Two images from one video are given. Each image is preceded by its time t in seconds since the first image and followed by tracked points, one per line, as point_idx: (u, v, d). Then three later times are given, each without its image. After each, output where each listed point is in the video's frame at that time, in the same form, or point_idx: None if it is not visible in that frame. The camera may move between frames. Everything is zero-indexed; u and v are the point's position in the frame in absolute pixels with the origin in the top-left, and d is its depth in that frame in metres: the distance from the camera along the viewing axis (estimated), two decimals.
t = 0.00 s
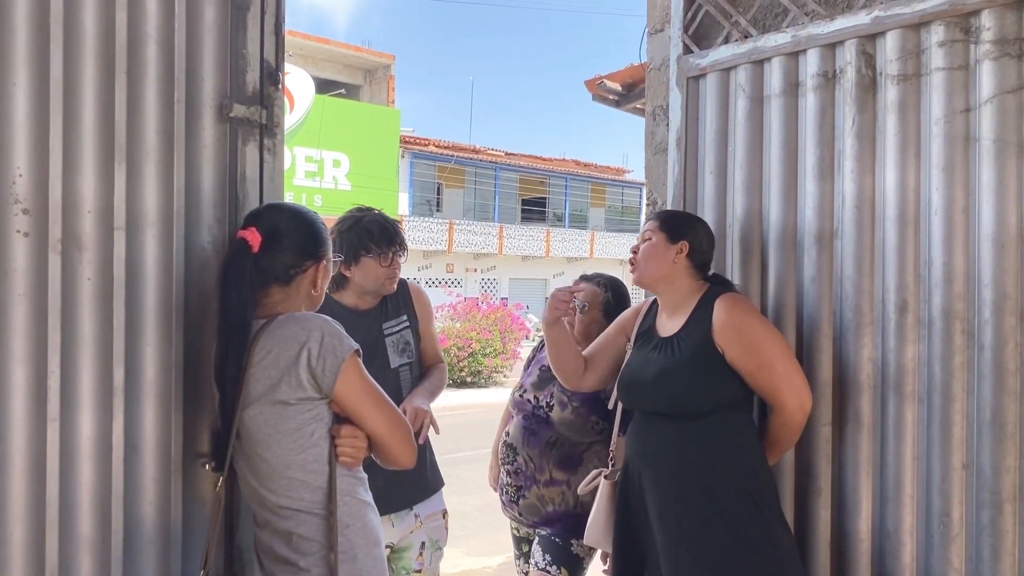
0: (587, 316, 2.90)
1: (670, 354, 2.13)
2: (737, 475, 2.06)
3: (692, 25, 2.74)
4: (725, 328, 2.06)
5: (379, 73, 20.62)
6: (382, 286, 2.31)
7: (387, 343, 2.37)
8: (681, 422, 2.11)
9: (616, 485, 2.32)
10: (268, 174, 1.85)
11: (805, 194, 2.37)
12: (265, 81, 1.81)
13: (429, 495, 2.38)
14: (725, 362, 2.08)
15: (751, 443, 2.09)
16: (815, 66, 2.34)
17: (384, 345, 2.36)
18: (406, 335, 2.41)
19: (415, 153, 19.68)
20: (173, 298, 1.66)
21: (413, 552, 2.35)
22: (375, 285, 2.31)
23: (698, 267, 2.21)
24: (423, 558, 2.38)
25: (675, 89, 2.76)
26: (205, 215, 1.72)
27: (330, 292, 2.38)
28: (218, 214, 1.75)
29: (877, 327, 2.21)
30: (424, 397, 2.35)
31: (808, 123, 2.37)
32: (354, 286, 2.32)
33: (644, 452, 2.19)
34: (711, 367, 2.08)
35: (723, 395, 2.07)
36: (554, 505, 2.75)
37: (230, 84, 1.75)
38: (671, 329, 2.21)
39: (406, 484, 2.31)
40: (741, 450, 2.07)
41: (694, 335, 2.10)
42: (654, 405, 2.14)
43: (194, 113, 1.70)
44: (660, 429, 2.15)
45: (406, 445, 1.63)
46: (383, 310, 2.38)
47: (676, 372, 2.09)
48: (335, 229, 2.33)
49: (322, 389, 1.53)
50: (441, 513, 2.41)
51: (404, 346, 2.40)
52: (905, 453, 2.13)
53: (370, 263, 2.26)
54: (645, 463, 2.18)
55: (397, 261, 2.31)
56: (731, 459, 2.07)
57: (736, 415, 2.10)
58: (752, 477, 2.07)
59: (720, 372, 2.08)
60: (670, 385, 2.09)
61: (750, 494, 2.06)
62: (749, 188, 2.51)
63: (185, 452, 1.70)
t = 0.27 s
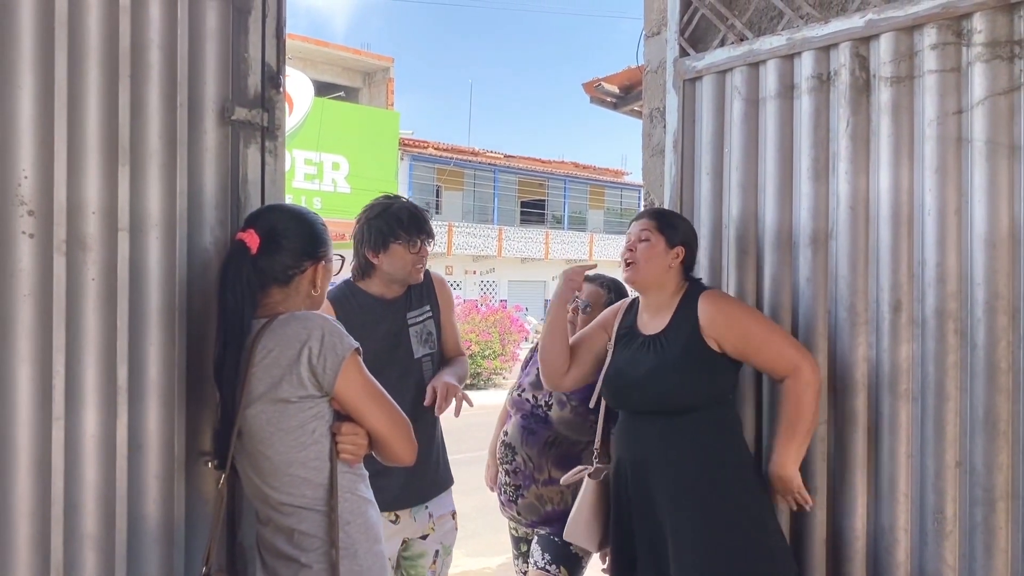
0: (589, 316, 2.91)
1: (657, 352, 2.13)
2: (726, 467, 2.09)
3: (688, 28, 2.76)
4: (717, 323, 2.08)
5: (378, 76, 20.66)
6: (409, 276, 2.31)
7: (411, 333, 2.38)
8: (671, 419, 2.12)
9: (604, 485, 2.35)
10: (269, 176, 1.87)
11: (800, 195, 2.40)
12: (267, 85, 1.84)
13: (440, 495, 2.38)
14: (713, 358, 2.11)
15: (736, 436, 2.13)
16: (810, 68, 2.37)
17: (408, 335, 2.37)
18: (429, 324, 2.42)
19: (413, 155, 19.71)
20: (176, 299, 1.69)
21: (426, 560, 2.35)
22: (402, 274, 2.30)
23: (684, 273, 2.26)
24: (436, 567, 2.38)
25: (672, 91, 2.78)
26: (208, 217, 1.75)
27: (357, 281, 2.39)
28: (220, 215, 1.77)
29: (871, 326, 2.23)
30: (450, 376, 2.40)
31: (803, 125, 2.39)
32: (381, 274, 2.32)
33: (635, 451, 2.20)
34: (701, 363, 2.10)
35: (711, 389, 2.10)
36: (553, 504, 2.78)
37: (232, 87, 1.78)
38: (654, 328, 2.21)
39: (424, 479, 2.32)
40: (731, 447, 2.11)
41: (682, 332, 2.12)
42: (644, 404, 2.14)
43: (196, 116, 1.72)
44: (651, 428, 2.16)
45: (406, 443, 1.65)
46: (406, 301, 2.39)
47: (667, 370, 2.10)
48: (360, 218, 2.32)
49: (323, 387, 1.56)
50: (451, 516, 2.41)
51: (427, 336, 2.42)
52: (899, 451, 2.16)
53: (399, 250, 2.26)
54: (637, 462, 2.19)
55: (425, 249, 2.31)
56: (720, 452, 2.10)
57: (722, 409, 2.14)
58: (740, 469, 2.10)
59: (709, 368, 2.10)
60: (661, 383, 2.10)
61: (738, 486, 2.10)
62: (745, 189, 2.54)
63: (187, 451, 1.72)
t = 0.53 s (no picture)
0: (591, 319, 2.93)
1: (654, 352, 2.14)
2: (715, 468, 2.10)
3: (685, 32, 2.79)
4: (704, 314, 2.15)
5: (376, 79, 20.71)
6: (422, 274, 2.27)
7: (429, 334, 2.34)
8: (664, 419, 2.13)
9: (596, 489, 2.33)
10: (272, 180, 1.89)
11: (795, 198, 2.42)
12: (269, 90, 1.86)
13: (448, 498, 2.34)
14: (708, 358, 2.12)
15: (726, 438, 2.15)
16: (804, 72, 2.40)
17: (427, 336, 2.33)
18: (446, 325, 2.39)
19: (412, 158, 19.75)
20: (180, 302, 1.71)
21: (437, 567, 2.32)
22: (415, 271, 2.26)
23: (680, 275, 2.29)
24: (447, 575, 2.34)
25: (669, 95, 2.80)
26: (211, 221, 1.77)
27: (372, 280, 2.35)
28: (223, 219, 1.79)
29: (866, 327, 2.26)
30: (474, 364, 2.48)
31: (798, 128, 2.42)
32: (395, 273, 2.28)
33: (629, 452, 2.18)
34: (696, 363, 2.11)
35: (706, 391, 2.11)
36: (554, 506, 2.80)
37: (234, 93, 1.80)
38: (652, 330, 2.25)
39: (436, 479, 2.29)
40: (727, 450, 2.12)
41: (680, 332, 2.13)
42: (640, 403, 2.15)
43: (199, 121, 1.74)
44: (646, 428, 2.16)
45: (407, 443, 1.67)
46: (425, 300, 2.36)
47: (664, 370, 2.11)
48: (376, 215, 2.31)
49: (326, 389, 1.57)
50: (457, 520, 2.37)
51: (444, 337, 2.39)
52: (893, 451, 2.18)
53: (409, 248, 2.22)
54: (630, 463, 2.17)
55: (437, 247, 2.26)
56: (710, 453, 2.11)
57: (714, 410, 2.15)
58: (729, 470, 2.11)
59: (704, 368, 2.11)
60: (659, 383, 2.10)
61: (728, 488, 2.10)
62: (741, 192, 2.56)
63: (190, 452, 1.74)
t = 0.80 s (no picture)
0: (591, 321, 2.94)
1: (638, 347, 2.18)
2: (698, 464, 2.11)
3: (682, 37, 2.82)
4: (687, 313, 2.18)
5: (374, 82, 20.74)
6: (432, 277, 2.20)
7: (445, 338, 2.30)
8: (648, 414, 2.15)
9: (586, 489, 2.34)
10: (272, 185, 1.91)
11: (791, 201, 2.45)
12: (270, 95, 1.88)
13: (468, 508, 2.31)
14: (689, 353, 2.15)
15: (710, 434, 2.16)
16: (800, 76, 2.42)
17: (443, 340, 2.29)
18: (462, 328, 2.35)
19: (410, 160, 19.77)
20: (182, 305, 1.73)
21: None
22: (423, 273, 2.19)
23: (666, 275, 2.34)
24: None
25: (666, 99, 2.83)
26: (212, 225, 1.79)
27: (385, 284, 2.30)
28: (225, 223, 1.81)
29: (860, 329, 2.28)
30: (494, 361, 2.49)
31: (794, 131, 2.44)
32: (406, 276, 2.22)
33: (612, 449, 2.19)
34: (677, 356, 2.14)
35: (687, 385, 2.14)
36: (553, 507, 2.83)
37: (235, 98, 1.82)
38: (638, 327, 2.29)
39: (454, 487, 2.25)
40: (710, 447, 2.13)
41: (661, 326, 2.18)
42: (620, 399, 2.18)
43: (201, 126, 1.76)
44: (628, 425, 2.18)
45: (407, 444, 1.69)
46: (439, 304, 2.32)
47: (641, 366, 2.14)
48: (387, 217, 2.27)
49: (327, 391, 1.59)
50: (476, 531, 2.34)
51: (461, 341, 2.35)
52: (888, 452, 2.20)
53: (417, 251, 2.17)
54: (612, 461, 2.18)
55: (447, 250, 2.21)
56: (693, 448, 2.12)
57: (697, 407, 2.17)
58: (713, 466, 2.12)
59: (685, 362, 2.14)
60: (637, 379, 2.13)
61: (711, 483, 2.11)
62: (738, 195, 2.59)
63: (193, 453, 1.76)
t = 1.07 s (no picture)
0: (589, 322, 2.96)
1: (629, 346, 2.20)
2: (690, 467, 2.12)
3: (678, 39, 2.84)
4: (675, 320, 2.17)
5: (372, 83, 20.76)
6: (438, 271, 2.21)
7: (452, 333, 2.29)
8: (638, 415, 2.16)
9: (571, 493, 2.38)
10: (272, 186, 1.93)
11: (786, 202, 2.47)
12: (270, 98, 1.90)
13: (482, 507, 2.32)
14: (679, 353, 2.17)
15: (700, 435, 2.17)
16: (795, 78, 2.44)
17: (450, 335, 2.28)
18: (470, 323, 2.35)
19: (407, 162, 19.77)
20: (183, 305, 1.74)
21: None
22: (429, 267, 2.20)
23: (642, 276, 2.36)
24: None
25: (663, 100, 2.85)
26: (213, 226, 1.80)
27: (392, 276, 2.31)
28: (225, 225, 1.83)
29: (855, 329, 2.30)
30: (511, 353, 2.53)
31: (789, 132, 2.46)
32: (412, 269, 2.24)
33: (604, 449, 2.20)
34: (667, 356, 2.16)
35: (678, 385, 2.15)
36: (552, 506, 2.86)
37: (236, 100, 1.84)
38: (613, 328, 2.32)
39: (467, 486, 2.25)
40: (698, 448, 2.14)
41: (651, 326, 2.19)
42: (611, 400, 2.19)
43: (202, 128, 1.78)
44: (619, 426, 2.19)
45: (406, 443, 1.71)
46: (446, 299, 2.31)
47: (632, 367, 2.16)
48: (393, 209, 2.28)
49: (326, 390, 1.60)
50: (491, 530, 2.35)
51: (467, 335, 2.34)
52: (883, 450, 2.21)
53: (422, 243, 2.18)
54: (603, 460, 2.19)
55: (453, 243, 2.21)
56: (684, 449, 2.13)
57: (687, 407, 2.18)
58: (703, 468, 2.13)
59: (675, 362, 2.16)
60: (628, 379, 2.16)
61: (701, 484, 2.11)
62: (734, 196, 2.61)
63: (194, 453, 1.78)
